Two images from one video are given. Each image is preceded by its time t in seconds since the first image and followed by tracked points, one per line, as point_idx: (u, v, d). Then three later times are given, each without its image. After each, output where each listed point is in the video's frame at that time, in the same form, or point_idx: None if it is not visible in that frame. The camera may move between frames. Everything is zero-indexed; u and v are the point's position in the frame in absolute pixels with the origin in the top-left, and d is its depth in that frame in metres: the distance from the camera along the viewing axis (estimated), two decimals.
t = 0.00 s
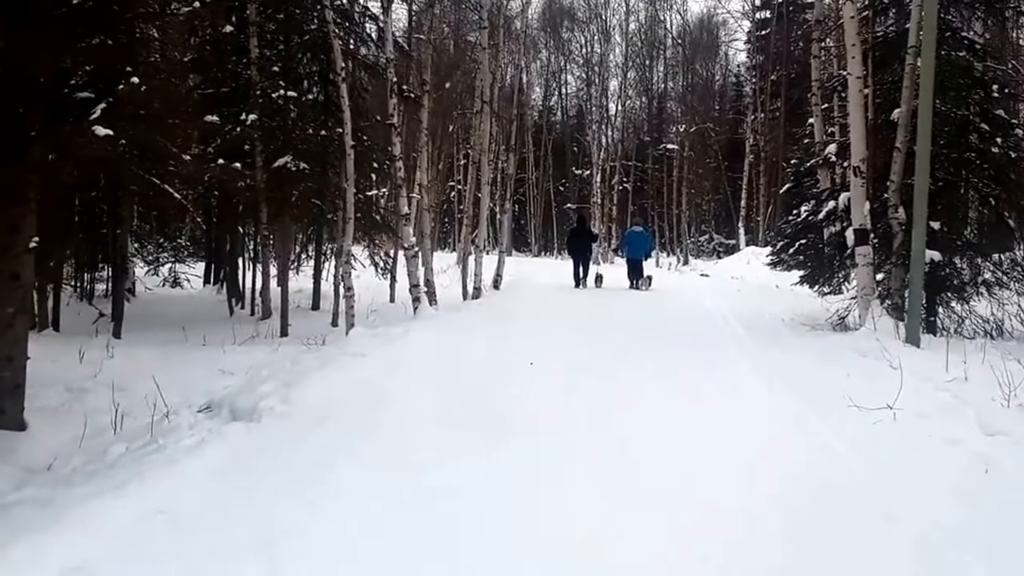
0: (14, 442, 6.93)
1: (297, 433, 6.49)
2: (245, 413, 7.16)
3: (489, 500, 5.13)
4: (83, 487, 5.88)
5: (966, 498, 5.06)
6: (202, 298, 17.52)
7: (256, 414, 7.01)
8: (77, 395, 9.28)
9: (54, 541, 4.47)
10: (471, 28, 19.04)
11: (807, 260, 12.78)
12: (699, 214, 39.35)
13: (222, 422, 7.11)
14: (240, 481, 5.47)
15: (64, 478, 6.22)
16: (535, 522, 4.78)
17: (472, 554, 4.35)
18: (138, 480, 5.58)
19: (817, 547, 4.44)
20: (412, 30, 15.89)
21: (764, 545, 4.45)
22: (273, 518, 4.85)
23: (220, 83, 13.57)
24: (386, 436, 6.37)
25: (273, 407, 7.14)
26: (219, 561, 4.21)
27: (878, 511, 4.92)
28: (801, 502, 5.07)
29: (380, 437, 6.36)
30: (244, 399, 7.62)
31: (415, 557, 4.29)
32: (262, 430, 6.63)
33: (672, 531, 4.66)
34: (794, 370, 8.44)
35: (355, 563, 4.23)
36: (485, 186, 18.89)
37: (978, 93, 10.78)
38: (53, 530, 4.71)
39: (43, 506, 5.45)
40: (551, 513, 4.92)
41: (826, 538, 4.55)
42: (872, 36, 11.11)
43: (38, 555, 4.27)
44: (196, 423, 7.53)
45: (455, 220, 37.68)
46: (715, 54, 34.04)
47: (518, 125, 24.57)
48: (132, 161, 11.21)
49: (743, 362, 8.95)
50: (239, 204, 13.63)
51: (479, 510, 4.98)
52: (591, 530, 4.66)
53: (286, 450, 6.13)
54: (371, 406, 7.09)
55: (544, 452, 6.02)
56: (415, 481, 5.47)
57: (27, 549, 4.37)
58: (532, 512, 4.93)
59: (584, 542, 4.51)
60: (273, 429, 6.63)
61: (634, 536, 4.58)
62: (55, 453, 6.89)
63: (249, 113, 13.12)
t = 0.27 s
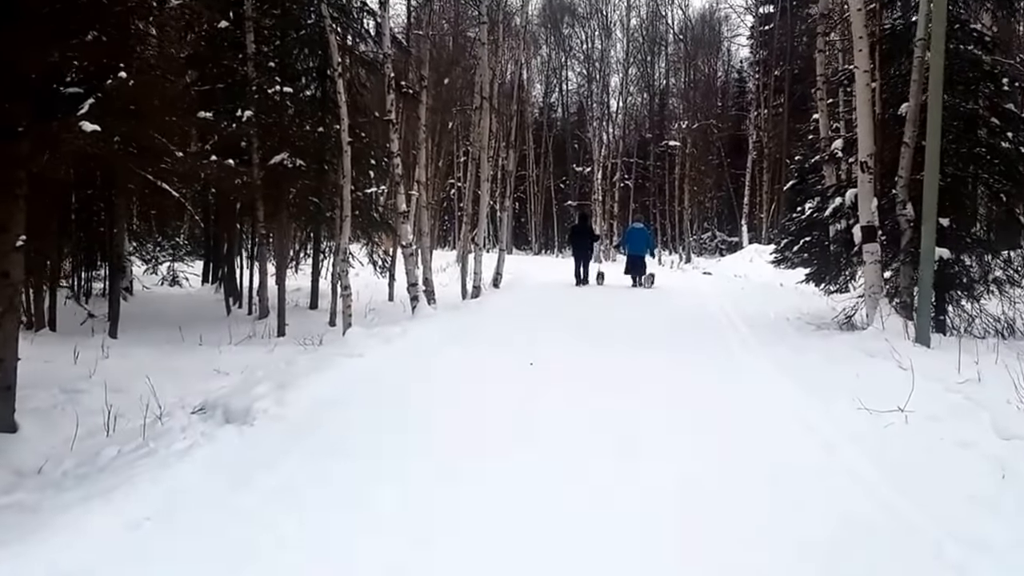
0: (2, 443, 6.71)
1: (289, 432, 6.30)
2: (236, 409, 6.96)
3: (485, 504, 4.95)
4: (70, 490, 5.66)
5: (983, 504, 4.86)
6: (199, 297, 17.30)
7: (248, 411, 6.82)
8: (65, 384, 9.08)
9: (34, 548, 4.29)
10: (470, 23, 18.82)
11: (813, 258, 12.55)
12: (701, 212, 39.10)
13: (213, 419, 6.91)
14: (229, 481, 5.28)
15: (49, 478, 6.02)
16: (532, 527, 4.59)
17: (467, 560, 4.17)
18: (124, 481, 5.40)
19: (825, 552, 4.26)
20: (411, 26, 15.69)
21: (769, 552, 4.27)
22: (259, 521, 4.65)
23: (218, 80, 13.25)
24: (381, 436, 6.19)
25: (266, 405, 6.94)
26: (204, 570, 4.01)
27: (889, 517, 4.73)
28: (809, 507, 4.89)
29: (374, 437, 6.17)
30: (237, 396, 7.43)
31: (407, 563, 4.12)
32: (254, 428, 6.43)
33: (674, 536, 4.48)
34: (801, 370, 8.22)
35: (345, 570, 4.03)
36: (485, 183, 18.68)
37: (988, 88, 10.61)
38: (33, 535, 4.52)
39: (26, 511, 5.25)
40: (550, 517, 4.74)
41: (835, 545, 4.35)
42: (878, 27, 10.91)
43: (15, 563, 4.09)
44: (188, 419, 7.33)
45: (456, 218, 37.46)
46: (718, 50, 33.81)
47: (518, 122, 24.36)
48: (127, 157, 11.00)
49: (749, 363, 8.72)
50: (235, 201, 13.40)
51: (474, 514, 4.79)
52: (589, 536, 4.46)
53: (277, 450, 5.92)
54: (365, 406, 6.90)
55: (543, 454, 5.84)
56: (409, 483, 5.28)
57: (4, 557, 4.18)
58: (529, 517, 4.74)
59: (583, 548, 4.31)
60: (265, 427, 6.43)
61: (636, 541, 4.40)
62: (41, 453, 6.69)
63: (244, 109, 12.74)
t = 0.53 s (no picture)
0: None
1: (283, 431, 6.12)
2: (229, 407, 6.77)
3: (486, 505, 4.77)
4: (56, 490, 5.41)
5: (1002, 506, 4.67)
6: (191, 295, 17.06)
7: (241, 409, 6.63)
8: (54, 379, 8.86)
9: (20, 550, 4.09)
10: (468, 19, 18.63)
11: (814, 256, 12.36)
12: (700, 210, 38.94)
13: (206, 417, 6.71)
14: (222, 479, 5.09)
15: (34, 477, 5.82)
16: (534, 529, 4.42)
17: (469, 563, 3.99)
18: (114, 479, 5.20)
19: (840, 555, 4.09)
20: (408, 21, 15.54)
21: (782, 555, 4.10)
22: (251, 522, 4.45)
23: (212, 76, 13.08)
24: (377, 436, 6.01)
25: (260, 402, 6.75)
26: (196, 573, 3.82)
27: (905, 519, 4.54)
28: (820, 509, 4.72)
29: (370, 436, 6.00)
30: (230, 394, 7.24)
31: (404, 566, 3.93)
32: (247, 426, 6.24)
33: (681, 539, 4.31)
34: (807, 371, 8.00)
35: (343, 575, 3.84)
36: (483, 180, 18.50)
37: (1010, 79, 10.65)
38: (19, 535, 4.33)
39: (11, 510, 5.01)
40: (552, 519, 4.57)
41: (851, 549, 4.17)
42: (883, 20, 10.77)
43: (0, 565, 3.89)
44: (179, 417, 7.12)
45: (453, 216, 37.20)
46: (717, 46, 33.67)
47: (515, 119, 24.14)
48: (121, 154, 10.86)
49: (753, 363, 8.51)
50: (228, 198, 13.18)
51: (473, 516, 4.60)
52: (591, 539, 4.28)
53: (270, 451, 5.70)
54: (360, 405, 6.72)
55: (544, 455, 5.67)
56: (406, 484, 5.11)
57: None
58: (531, 519, 4.57)
59: (586, 551, 4.14)
60: (258, 425, 6.25)
61: (642, 545, 4.23)
62: (27, 453, 6.45)
63: (238, 106, 12.50)
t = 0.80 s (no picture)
0: None
1: (276, 437, 5.95)
2: (222, 410, 6.59)
3: (485, 515, 4.60)
4: (44, 501, 5.21)
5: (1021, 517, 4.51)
6: (184, 296, 16.84)
7: (234, 413, 6.46)
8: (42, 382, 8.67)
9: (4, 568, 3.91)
10: (463, 15, 18.40)
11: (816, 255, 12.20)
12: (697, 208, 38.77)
13: (197, 421, 6.54)
14: (212, 491, 4.92)
15: (20, 486, 5.63)
16: (534, 542, 4.25)
17: None
18: (103, 491, 5.01)
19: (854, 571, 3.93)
20: (403, 19, 15.36)
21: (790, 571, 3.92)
22: (240, 538, 4.27)
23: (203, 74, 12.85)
24: (372, 442, 5.83)
25: (253, 406, 6.58)
26: None
27: (920, 531, 4.38)
28: (830, 520, 4.55)
29: (366, 443, 5.82)
30: (222, 397, 7.06)
31: None
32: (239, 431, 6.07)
33: (687, 552, 4.14)
34: (811, 373, 7.84)
35: None
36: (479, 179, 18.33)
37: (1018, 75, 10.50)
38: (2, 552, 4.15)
39: None
40: (553, 531, 4.40)
41: (866, 563, 4.00)
42: (885, 16, 10.62)
43: None
44: (170, 421, 6.94)
45: (448, 215, 36.99)
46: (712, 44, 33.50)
47: (511, 116, 23.91)
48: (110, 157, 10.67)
49: (756, 365, 8.34)
50: (221, 198, 12.99)
51: (471, 528, 4.43)
52: (594, 554, 4.11)
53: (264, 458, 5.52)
54: (354, 411, 6.54)
55: (545, 462, 5.49)
56: (402, 493, 4.93)
57: None
58: (532, 531, 4.40)
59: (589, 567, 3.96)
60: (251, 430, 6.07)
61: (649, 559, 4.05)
62: (14, 462, 6.24)
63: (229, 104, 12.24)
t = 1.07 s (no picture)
0: None
1: (265, 438, 5.74)
2: (210, 413, 6.38)
3: (478, 527, 4.39)
4: (23, 513, 4.98)
5: None
6: (174, 299, 16.61)
7: (223, 415, 6.23)
8: (26, 386, 8.45)
9: None
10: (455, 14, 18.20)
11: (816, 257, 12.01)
12: (692, 209, 38.60)
13: (184, 426, 6.33)
14: (196, 500, 4.70)
15: None
16: (528, 556, 4.04)
17: None
18: (84, 501, 4.80)
19: None
20: (395, 18, 15.16)
21: None
22: (220, 553, 4.06)
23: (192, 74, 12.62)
24: (363, 448, 5.62)
25: (243, 409, 6.35)
26: None
27: (935, 544, 4.17)
28: (840, 531, 4.34)
29: (357, 448, 5.61)
30: (211, 402, 6.84)
31: None
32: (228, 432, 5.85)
33: (688, 565, 3.94)
34: (814, 378, 7.64)
35: None
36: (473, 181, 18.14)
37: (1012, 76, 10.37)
38: None
39: None
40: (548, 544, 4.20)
41: None
42: (885, 12, 10.43)
43: None
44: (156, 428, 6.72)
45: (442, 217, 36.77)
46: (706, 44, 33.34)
47: (504, 117, 23.69)
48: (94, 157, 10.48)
49: (758, 369, 8.14)
50: (211, 199, 12.77)
51: (462, 541, 4.22)
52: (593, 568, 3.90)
53: (250, 463, 5.30)
54: (347, 412, 6.32)
55: (540, 470, 5.29)
56: (393, 503, 4.72)
57: None
58: (526, 544, 4.19)
59: None
60: (240, 432, 5.85)
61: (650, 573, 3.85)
62: None
63: (218, 104, 12.21)
